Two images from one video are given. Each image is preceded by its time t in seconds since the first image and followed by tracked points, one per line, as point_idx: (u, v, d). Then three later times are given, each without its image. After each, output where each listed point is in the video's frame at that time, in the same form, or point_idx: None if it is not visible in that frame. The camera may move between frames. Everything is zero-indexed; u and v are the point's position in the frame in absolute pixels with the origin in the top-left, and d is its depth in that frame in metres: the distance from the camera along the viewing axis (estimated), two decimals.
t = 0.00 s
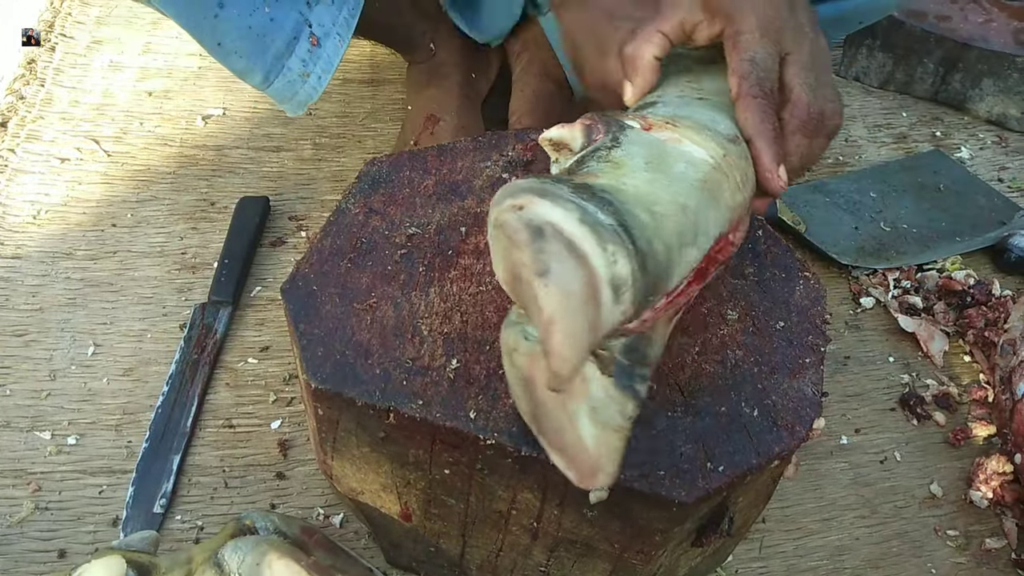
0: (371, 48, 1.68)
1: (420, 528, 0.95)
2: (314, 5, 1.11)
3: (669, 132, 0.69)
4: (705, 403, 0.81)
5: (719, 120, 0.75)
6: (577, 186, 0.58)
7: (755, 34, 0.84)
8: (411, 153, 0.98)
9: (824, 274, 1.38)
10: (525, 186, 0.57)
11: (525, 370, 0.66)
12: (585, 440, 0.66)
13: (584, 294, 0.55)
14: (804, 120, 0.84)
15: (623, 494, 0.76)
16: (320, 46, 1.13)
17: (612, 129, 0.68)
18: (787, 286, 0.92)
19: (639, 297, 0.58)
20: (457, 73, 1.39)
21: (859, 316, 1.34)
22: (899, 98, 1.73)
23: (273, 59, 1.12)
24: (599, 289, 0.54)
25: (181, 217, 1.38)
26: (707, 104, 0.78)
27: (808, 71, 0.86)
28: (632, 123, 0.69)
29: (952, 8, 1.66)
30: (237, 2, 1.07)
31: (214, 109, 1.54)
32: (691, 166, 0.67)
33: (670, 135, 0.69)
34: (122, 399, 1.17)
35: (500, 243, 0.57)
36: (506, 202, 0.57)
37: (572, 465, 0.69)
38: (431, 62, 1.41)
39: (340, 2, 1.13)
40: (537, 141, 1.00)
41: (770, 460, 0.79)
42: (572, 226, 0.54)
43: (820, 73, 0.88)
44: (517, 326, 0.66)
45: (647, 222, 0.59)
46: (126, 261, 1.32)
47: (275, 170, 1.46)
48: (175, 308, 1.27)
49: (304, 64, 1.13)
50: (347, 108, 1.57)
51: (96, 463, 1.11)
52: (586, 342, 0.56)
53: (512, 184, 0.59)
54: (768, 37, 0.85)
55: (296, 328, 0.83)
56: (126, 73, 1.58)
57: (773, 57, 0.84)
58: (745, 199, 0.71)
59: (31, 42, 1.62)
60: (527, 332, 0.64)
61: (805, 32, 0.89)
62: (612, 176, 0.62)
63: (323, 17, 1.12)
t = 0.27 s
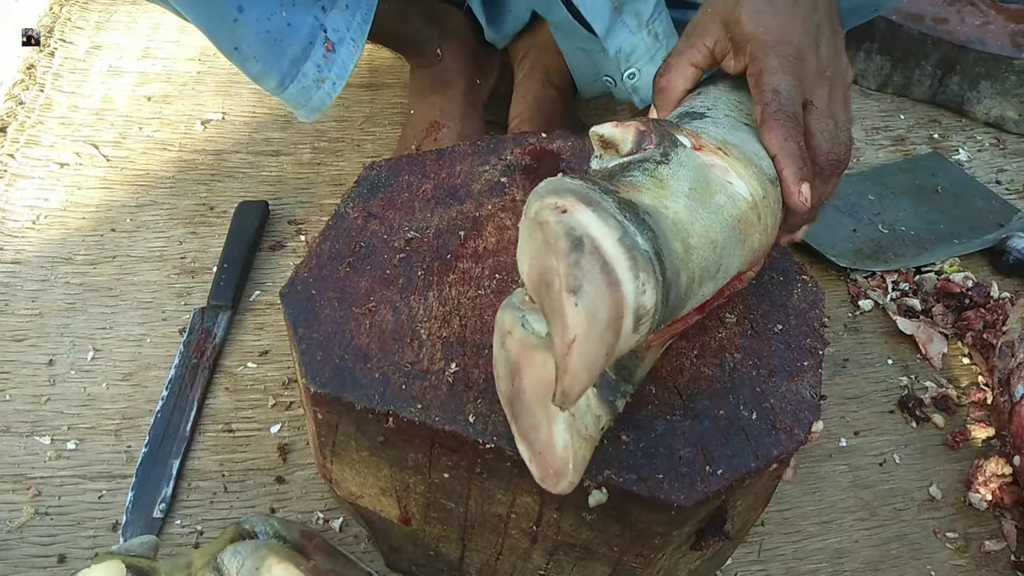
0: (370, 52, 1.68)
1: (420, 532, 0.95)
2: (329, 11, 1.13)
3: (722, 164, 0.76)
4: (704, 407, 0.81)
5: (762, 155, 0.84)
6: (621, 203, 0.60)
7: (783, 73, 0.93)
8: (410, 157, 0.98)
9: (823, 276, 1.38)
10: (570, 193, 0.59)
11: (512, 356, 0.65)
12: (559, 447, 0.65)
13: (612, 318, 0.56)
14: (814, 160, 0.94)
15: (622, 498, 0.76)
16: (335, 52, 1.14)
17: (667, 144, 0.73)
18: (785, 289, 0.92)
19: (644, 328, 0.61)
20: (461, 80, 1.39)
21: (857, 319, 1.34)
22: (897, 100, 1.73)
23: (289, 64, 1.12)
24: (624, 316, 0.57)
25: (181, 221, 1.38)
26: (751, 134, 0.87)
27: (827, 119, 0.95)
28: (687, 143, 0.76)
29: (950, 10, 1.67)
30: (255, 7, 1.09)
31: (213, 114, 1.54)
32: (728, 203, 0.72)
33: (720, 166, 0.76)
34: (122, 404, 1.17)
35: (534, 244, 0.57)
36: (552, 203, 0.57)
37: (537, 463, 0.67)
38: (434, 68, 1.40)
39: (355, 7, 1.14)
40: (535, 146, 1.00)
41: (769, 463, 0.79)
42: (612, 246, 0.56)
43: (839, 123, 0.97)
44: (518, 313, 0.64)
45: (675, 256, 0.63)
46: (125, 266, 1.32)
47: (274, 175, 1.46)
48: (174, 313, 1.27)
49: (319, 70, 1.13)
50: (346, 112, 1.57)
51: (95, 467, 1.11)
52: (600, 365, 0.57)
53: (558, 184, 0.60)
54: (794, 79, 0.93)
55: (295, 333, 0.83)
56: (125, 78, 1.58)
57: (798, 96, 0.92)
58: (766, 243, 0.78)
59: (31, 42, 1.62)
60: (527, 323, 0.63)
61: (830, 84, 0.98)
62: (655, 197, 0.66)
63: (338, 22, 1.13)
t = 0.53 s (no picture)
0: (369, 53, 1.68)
1: (419, 532, 0.95)
2: (330, 21, 1.12)
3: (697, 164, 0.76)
4: (702, 406, 0.81)
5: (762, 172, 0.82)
6: (555, 166, 0.64)
7: (796, 101, 0.87)
8: (408, 157, 0.98)
9: (823, 276, 1.38)
10: (509, 146, 0.63)
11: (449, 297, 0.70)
12: (451, 387, 0.71)
13: (494, 259, 0.59)
14: (842, 191, 0.88)
15: (621, 498, 0.77)
16: (338, 62, 1.14)
17: (640, 132, 0.75)
18: (784, 288, 0.92)
19: (542, 288, 0.63)
20: (461, 82, 1.39)
21: (857, 318, 1.34)
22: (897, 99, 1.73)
23: (293, 78, 1.12)
24: (509, 262, 0.59)
25: (180, 222, 1.38)
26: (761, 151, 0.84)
27: (855, 140, 0.88)
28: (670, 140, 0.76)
29: (950, 9, 1.66)
30: (257, 20, 1.07)
31: (213, 114, 1.54)
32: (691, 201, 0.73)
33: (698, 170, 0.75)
34: (122, 405, 1.17)
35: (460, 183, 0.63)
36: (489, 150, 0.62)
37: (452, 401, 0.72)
38: (433, 69, 1.41)
39: (356, 16, 1.14)
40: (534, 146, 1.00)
41: (768, 463, 0.79)
42: (520, 197, 0.60)
43: (872, 141, 0.89)
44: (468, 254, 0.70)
45: (596, 229, 0.65)
46: (125, 266, 1.32)
47: (274, 175, 1.46)
48: (174, 314, 1.27)
49: (323, 82, 1.14)
50: (346, 113, 1.57)
51: (95, 468, 1.11)
52: (471, 299, 0.60)
53: (508, 141, 0.65)
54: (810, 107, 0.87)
55: (294, 333, 0.83)
56: (125, 79, 1.58)
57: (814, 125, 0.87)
58: (732, 256, 0.78)
59: (32, 41, 1.62)
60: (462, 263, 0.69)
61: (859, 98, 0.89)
62: (604, 175, 0.69)
63: (341, 32, 1.13)
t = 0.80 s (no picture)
0: (369, 54, 1.68)
1: (419, 533, 0.95)
2: (298, 15, 1.12)
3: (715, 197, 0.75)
4: (703, 407, 0.81)
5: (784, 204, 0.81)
6: (568, 198, 0.63)
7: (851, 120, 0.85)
8: (409, 158, 0.98)
9: (823, 277, 1.38)
10: (525, 171, 0.62)
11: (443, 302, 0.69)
12: (434, 391, 0.71)
13: (492, 296, 0.59)
14: (876, 219, 0.89)
15: (622, 498, 0.77)
16: (305, 55, 1.14)
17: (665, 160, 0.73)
18: (785, 288, 0.92)
19: (537, 322, 0.64)
20: (455, 81, 1.39)
21: (857, 318, 1.34)
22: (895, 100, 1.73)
23: (257, 69, 1.13)
24: (507, 300, 0.60)
25: (180, 223, 1.38)
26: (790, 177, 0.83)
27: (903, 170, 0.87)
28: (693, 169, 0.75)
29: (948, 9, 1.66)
30: (215, 11, 1.08)
31: (213, 115, 1.54)
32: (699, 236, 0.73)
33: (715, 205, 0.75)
34: (121, 406, 1.17)
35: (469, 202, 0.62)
36: (503, 171, 0.61)
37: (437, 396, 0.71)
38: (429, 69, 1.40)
39: (327, 11, 1.13)
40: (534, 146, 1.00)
41: (769, 463, 0.79)
42: (528, 234, 0.60)
43: (919, 174, 0.88)
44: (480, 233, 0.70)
45: (600, 267, 0.65)
46: (124, 268, 1.32)
47: (273, 176, 1.46)
48: (174, 315, 1.27)
49: (288, 74, 1.13)
50: (345, 114, 1.57)
51: (95, 470, 1.11)
52: (462, 335, 0.61)
53: (522, 158, 0.63)
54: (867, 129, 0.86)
55: (294, 334, 0.83)
56: (125, 79, 1.58)
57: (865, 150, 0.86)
58: (732, 292, 0.79)
59: (31, 42, 1.62)
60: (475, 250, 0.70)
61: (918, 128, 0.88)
62: (617, 204, 0.68)
63: (309, 27, 1.12)
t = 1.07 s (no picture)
0: (369, 54, 1.68)
1: (420, 534, 0.95)
2: None
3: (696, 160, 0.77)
4: (704, 409, 0.81)
5: (769, 176, 0.84)
6: (547, 153, 0.66)
7: (851, 118, 0.95)
8: (410, 160, 0.98)
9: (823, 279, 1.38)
10: (503, 136, 0.65)
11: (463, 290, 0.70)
12: (436, 365, 0.73)
13: (475, 234, 0.61)
14: (871, 210, 0.95)
15: (623, 500, 0.77)
16: (277, 37, 1.15)
17: (640, 131, 0.76)
18: (785, 290, 0.92)
19: (527, 269, 0.65)
20: (443, 76, 1.37)
21: (857, 320, 1.34)
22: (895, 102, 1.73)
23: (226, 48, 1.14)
24: (491, 238, 0.61)
25: (180, 224, 1.38)
26: (775, 160, 0.88)
27: (895, 166, 0.95)
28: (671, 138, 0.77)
29: (948, 12, 1.67)
30: None
31: (213, 116, 1.54)
32: (687, 195, 0.74)
33: (699, 167, 0.77)
34: (122, 407, 1.17)
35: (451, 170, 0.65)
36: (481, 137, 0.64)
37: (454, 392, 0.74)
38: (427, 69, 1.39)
39: None
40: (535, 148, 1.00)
41: (769, 465, 0.79)
42: (507, 179, 0.62)
43: (909, 172, 0.97)
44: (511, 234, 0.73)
45: (582, 214, 0.66)
46: (125, 269, 1.32)
47: (273, 178, 1.46)
48: (174, 316, 1.27)
49: (258, 55, 1.15)
50: (346, 115, 1.57)
51: (96, 471, 1.11)
52: (448, 274, 0.61)
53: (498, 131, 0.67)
54: (862, 125, 0.95)
55: (296, 336, 0.83)
56: (125, 80, 1.58)
57: (863, 143, 0.94)
58: (729, 255, 0.78)
59: (31, 41, 1.63)
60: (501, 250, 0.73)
61: (906, 128, 0.97)
62: (597, 166, 0.71)
63: (282, 10, 1.14)
